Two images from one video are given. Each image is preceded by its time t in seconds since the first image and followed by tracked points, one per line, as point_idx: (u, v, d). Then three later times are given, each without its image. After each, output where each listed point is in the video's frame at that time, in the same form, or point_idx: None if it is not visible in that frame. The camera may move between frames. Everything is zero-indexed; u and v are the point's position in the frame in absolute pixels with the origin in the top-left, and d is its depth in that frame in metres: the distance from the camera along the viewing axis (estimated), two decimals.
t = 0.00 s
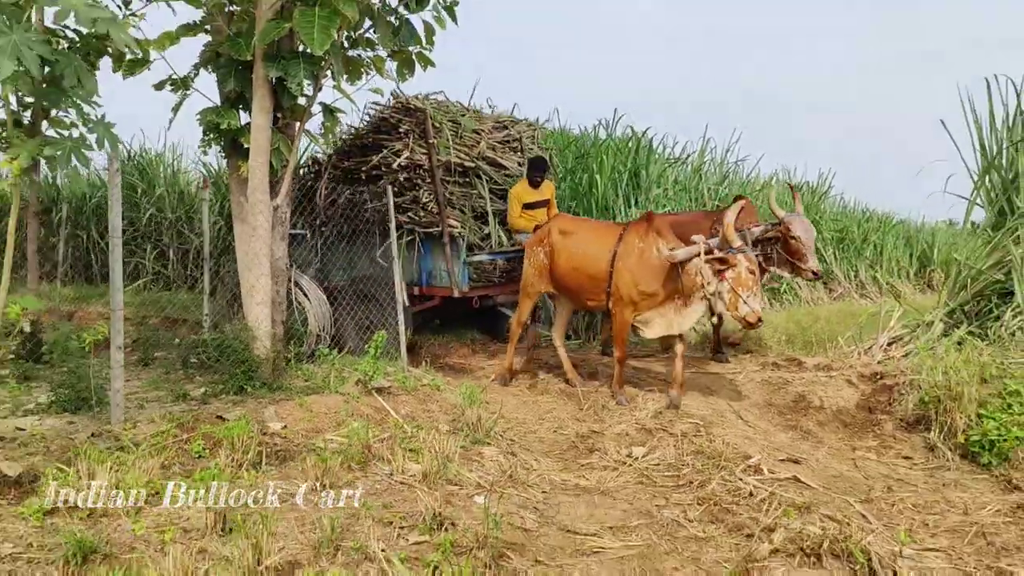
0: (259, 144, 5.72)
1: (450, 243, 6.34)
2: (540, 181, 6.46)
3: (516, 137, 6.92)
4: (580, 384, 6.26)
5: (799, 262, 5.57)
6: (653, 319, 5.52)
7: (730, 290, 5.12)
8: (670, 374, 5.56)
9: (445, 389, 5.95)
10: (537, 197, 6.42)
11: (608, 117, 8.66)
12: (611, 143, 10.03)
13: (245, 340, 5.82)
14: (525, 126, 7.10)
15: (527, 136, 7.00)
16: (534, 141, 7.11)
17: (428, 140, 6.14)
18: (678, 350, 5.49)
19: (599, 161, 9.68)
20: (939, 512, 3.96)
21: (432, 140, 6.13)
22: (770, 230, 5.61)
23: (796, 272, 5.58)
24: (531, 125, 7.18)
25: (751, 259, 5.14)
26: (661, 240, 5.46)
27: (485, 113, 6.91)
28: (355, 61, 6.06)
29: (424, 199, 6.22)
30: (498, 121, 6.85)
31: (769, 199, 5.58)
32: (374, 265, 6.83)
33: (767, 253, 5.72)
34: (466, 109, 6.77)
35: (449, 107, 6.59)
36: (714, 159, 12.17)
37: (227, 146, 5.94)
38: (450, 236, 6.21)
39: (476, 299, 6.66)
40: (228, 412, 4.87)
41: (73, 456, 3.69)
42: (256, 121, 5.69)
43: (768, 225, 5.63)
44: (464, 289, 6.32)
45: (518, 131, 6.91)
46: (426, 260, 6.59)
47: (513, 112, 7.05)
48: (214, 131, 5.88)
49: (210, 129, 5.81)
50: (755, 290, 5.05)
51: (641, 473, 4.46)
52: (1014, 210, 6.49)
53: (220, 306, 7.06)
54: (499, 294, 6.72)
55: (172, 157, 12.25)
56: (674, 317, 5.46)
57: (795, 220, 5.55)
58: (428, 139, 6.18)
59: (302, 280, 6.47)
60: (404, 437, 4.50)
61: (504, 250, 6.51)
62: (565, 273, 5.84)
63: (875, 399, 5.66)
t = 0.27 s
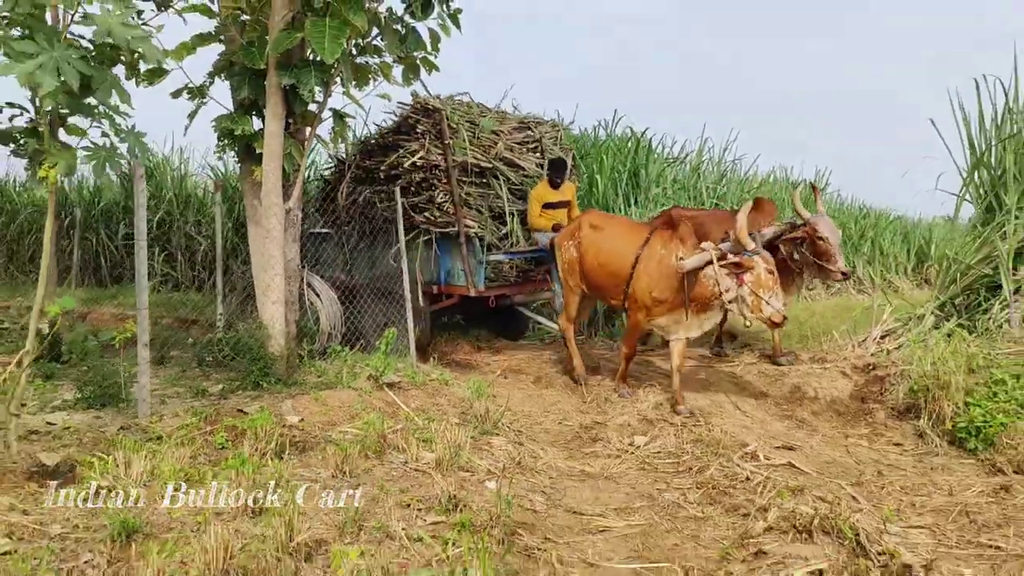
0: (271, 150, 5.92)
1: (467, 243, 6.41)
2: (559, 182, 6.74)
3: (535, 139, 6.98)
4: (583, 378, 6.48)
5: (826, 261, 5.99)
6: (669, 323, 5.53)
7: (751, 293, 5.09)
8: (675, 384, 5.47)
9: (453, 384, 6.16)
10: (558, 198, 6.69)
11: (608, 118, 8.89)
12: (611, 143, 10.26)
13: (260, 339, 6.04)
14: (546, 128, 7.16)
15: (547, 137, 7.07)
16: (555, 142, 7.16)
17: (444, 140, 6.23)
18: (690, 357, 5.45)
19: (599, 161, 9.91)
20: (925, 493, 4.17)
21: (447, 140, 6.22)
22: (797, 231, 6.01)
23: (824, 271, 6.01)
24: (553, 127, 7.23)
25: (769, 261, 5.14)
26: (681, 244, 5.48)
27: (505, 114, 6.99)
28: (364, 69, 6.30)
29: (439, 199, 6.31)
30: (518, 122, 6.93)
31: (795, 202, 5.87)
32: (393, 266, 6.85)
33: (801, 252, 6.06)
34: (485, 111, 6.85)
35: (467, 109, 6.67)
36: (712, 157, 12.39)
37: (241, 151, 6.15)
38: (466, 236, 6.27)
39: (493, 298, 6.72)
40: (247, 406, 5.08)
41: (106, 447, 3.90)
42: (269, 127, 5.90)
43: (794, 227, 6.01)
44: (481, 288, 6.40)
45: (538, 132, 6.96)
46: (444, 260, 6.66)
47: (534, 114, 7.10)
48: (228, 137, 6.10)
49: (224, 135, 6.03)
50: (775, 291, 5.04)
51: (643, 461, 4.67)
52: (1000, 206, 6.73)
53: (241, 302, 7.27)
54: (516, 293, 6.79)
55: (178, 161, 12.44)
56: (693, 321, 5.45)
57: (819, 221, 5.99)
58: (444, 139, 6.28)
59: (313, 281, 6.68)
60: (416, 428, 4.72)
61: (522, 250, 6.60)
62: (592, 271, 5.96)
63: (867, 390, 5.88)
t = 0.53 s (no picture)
0: (257, 152, 6.11)
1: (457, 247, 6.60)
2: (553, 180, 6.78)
3: (521, 134, 7.03)
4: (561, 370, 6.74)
5: (816, 250, 5.85)
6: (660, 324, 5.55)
7: (739, 288, 5.20)
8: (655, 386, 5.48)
9: (435, 375, 6.39)
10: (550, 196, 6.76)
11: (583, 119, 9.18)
12: (587, 142, 10.52)
13: (248, 335, 6.24)
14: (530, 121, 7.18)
15: (532, 130, 7.11)
16: (540, 135, 7.20)
17: (430, 147, 6.33)
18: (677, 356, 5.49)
19: (575, 160, 10.18)
20: (879, 472, 4.45)
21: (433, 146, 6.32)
22: (782, 224, 5.84)
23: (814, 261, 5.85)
24: (537, 120, 7.25)
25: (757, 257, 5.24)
26: (671, 244, 5.48)
27: (489, 110, 7.02)
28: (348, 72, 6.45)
29: (428, 205, 6.43)
30: (502, 118, 6.97)
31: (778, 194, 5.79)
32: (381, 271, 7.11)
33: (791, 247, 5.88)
34: (469, 109, 6.89)
35: (451, 110, 6.72)
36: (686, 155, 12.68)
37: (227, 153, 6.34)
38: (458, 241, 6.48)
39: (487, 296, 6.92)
40: (237, 398, 5.26)
41: (105, 436, 4.09)
42: (255, 129, 6.08)
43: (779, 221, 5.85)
44: (474, 288, 6.62)
45: (522, 128, 7.00)
46: (436, 262, 6.87)
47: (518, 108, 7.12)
48: (215, 139, 6.28)
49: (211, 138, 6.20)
50: (764, 283, 5.16)
51: (616, 446, 4.93)
52: (956, 203, 7.09)
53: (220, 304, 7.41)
54: (510, 289, 6.99)
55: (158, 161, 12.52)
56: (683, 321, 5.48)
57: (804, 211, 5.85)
58: (430, 145, 6.37)
59: (299, 278, 6.89)
60: (400, 416, 4.94)
61: (513, 250, 6.67)
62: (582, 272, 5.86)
63: (830, 378, 6.17)
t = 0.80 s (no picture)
0: (227, 160, 6.23)
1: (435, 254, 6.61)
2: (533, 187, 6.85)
3: (500, 140, 7.07)
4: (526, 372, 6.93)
5: (786, 271, 5.72)
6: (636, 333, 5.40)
7: (710, 302, 5.00)
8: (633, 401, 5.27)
9: (403, 378, 6.55)
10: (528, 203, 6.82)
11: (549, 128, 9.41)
12: (554, 148, 10.75)
13: (219, 340, 6.35)
14: (510, 126, 7.22)
15: (511, 135, 7.15)
16: (520, 140, 7.23)
17: (406, 156, 6.39)
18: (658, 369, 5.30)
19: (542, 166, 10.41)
20: (825, 466, 4.71)
21: (409, 155, 6.38)
22: (756, 239, 5.77)
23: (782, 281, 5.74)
24: (517, 124, 7.28)
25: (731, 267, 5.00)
26: (647, 252, 5.26)
27: (467, 115, 7.06)
28: (317, 82, 6.58)
29: (405, 213, 6.52)
30: (483, 125, 6.99)
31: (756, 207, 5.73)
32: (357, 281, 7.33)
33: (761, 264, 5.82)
34: (447, 116, 6.95)
35: (429, 118, 6.78)
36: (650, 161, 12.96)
37: (198, 160, 6.45)
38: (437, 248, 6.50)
39: (465, 304, 6.88)
40: (208, 401, 5.37)
41: (81, 439, 4.21)
42: (225, 138, 6.20)
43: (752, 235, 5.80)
44: (452, 296, 6.60)
45: (501, 134, 7.03)
46: (415, 267, 6.83)
47: (498, 113, 7.15)
48: (185, 147, 6.38)
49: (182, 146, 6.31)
50: (734, 299, 4.93)
51: (578, 445, 5.13)
52: (902, 211, 7.53)
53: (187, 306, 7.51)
54: (489, 298, 6.94)
55: (124, 167, 12.49)
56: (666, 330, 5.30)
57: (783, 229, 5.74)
58: (406, 154, 6.42)
59: (270, 284, 7.01)
60: (369, 417, 5.10)
61: (490, 257, 6.62)
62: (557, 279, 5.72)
63: (784, 378, 6.43)
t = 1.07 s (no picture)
0: (206, 160, 6.38)
1: (418, 250, 6.75)
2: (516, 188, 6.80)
3: (492, 144, 7.09)
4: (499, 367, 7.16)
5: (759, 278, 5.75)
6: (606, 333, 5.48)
7: (671, 303, 4.90)
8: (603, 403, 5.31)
9: (379, 373, 6.75)
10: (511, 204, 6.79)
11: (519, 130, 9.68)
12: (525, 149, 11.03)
13: (198, 336, 6.50)
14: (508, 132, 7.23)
15: (505, 141, 7.13)
16: (515, 146, 7.22)
17: (390, 151, 6.45)
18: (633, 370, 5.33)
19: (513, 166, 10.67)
20: (780, 452, 4.99)
21: (393, 151, 6.44)
22: (725, 248, 5.76)
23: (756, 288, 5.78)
24: (515, 130, 7.28)
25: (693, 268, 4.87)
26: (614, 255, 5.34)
27: (464, 117, 7.10)
28: (293, 85, 6.73)
29: (386, 208, 6.58)
30: (475, 128, 7.01)
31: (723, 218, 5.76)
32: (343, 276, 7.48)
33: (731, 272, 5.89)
34: (441, 117, 7.00)
35: (419, 115, 6.84)
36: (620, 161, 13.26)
37: (177, 161, 6.60)
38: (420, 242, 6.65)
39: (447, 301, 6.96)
40: (190, 396, 5.53)
41: (70, 433, 4.37)
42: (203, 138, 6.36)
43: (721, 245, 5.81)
44: (433, 292, 6.73)
45: (493, 138, 7.05)
46: (400, 263, 6.97)
47: (496, 119, 7.17)
48: (164, 148, 6.52)
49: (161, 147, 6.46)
50: (694, 299, 4.78)
51: (548, 435, 5.37)
52: (857, 212, 7.94)
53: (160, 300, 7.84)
54: (472, 296, 7.00)
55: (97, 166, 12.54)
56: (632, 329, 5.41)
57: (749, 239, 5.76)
58: (390, 149, 6.48)
59: (248, 282, 7.18)
60: (347, 409, 5.29)
61: (468, 256, 6.70)
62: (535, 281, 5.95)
63: (745, 371, 6.72)
